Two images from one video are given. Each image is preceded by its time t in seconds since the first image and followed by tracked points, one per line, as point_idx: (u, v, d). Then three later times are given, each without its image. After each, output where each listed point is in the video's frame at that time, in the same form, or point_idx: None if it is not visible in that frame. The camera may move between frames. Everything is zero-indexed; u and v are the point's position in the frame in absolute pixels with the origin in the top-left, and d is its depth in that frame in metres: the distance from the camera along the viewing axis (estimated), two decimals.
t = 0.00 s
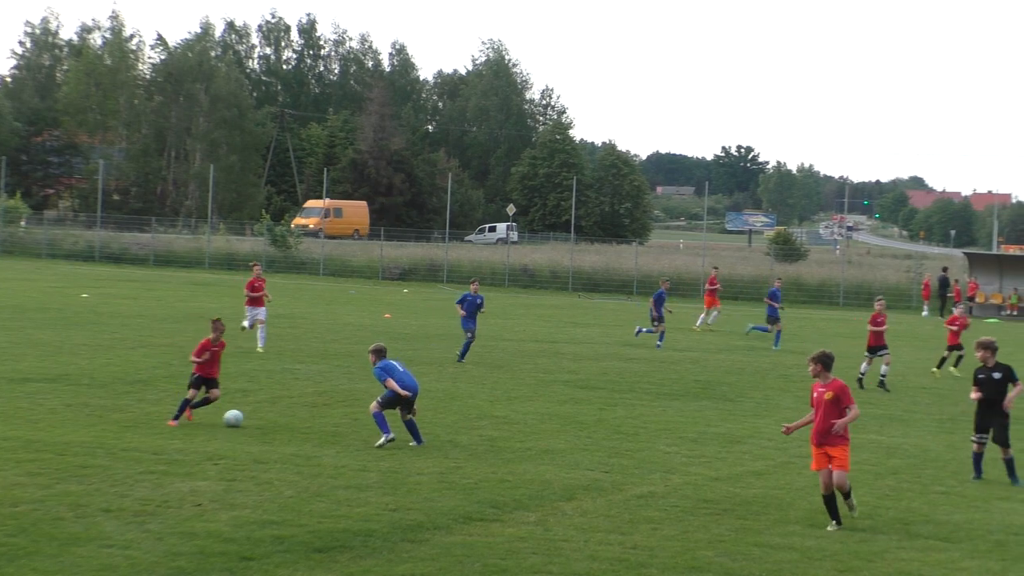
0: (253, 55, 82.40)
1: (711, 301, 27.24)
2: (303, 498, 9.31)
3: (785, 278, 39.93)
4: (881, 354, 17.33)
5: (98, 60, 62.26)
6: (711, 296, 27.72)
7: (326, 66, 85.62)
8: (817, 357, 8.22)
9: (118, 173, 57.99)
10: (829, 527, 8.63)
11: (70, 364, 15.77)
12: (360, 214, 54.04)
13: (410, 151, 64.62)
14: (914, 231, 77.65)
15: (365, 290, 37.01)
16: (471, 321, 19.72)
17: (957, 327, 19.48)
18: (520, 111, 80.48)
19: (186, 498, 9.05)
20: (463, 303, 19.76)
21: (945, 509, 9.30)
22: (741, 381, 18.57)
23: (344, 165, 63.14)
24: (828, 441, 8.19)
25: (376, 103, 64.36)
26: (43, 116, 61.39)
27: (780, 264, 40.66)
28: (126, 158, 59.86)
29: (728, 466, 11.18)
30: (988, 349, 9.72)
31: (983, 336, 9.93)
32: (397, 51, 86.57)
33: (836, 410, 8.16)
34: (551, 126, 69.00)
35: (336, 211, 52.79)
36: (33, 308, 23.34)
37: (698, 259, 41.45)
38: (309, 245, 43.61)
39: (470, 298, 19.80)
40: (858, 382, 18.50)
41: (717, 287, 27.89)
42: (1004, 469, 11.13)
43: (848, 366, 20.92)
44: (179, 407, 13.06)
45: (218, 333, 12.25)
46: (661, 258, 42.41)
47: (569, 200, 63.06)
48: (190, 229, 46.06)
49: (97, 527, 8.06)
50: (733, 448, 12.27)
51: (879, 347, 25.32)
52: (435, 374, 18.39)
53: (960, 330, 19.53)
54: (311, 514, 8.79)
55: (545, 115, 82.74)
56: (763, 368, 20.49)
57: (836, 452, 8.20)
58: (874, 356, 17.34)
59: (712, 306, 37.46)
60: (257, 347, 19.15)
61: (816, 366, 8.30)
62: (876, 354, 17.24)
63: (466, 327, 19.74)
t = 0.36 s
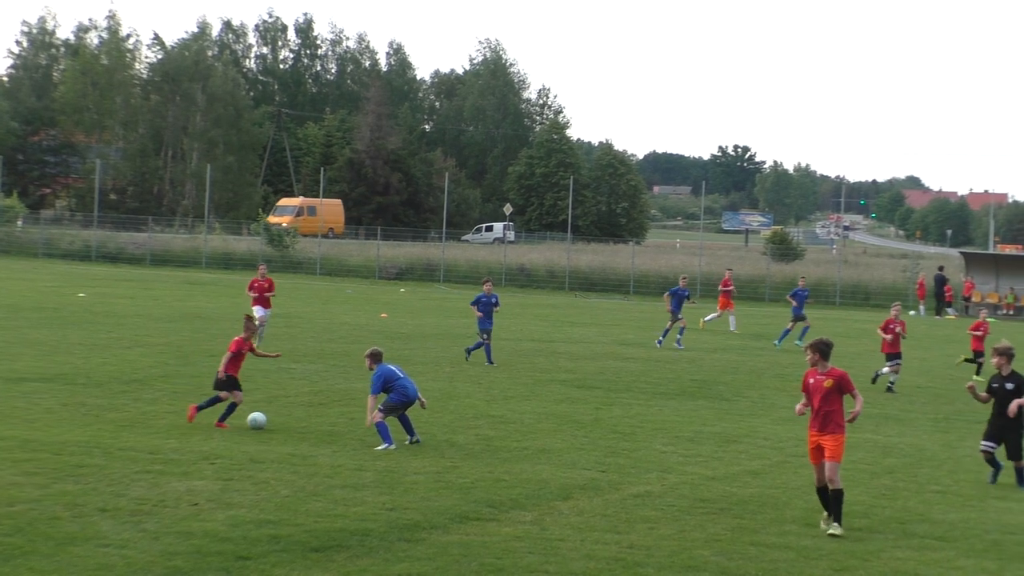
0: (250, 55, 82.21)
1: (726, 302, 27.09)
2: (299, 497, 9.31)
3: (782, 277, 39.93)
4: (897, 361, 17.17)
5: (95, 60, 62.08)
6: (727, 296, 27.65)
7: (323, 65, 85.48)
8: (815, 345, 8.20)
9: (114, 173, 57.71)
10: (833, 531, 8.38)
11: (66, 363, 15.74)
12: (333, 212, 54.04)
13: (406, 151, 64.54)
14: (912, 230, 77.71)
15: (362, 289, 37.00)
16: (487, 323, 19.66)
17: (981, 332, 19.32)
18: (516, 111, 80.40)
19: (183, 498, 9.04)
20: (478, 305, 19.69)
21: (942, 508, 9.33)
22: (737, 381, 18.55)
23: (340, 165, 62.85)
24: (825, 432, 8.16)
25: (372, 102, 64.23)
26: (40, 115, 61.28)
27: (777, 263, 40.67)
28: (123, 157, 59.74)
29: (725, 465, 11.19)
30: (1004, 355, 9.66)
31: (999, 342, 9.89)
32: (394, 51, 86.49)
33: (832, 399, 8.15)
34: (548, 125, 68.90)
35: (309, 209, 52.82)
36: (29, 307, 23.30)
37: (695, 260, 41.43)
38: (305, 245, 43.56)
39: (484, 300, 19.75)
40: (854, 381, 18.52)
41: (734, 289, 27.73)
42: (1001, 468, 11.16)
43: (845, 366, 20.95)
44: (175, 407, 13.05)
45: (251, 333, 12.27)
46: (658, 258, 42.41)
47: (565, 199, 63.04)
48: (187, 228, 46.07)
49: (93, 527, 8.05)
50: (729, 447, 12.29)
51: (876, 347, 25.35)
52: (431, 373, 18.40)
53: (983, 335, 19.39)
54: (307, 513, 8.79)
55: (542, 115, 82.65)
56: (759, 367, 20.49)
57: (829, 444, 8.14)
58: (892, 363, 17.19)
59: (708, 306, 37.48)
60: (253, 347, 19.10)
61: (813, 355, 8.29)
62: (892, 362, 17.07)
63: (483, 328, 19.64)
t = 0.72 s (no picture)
0: (235, 54, 82.30)
1: (729, 298, 26.96)
2: (283, 496, 9.33)
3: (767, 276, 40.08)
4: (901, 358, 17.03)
5: (81, 59, 61.40)
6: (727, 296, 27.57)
7: (308, 64, 85.23)
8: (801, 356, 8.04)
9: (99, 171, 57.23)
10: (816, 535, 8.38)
11: (51, 362, 15.68)
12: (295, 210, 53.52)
13: (391, 150, 64.48)
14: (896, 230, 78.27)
15: (347, 288, 36.98)
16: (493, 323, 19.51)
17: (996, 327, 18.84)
18: (502, 109, 80.48)
19: (168, 496, 9.05)
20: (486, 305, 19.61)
21: (926, 507, 9.41)
22: (722, 380, 18.63)
23: (326, 163, 62.65)
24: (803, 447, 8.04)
25: (358, 101, 64.11)
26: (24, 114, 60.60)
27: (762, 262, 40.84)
28: (108, 156, 59.32)
29: (710, 464, 11.27)
30: (993, 354, 9.59)
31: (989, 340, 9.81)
32: (379, 50, 86.36)
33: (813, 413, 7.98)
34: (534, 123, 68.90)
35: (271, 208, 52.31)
36: (13, 306, 23.16)
37: (680, 258, 41.56)
38: (290, 244, 43.47)
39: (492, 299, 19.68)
40: (839, 381, 18.62)
41: (735, 287, 27.68)
42: (983, 466, 11.28)
43: (829, 365, 21.07)
44: (161, 406, 13.04)
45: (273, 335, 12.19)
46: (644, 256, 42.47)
47: (551, 198, 63.17)
48: (172, 227, 45.90)
49: (78, 526, 8.04)
50: (714, 446, 12.37)
51: (859, 345, 25.55)
52: (417, 372, 18.43)
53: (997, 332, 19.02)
54: (292, 512, 8.80)
55: (527, 114, 82.69)
56: (744, 367, 20.59)
57: (807, 457, 8.02)
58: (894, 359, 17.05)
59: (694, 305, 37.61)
60: (237, 346, 19.03)
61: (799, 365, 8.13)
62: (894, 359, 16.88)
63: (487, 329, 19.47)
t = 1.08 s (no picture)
0: (221, 53, 82.14)
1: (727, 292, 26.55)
2: (269, 496, 9.34)
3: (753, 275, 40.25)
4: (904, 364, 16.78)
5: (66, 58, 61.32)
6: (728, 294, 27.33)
7: (294, 63, 84.92)
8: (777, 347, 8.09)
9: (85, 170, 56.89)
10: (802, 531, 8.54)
11: (35, 362, 15.63)
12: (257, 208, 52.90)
13: (377, 149, 64.44)
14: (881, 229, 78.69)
15: (333, 288, 36.89)
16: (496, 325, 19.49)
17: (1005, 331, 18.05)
18: (488, 109, 80.48)
19: (153, 496, 9.05)
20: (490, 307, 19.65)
21: (911, 505, 9.50)
22: (707, 379, 18.72)
23: (312, 163, 62.51)
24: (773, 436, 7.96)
25: (344, 100, 63.99)
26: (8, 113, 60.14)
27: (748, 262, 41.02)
28: (94, 155, 59.03)
29: (695, 463, 11.34)
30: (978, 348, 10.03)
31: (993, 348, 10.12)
32: (366, 49, 86.21)
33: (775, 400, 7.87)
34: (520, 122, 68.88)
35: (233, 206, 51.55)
36: None
37: (666, 257, 41.56)
38: (276, 243, 43.43)
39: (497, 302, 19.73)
40: (823, 379, 18.76)
41: (734, 286, 27.35)
42: (967, 465, 11.40)
43: (814, 364, 21.18)
44: (146, 405, 13.01)
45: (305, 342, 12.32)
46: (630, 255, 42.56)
47: (537, 197, 63.23)
48: (158, 226, 45.80)
49: (63, 525, 8.03)
50: (700, 445, 12.44)
51: (843, 344, 25.70)
52: (402, 372, 18.43)
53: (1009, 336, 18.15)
54: (278, 512, 8.82)
55: (514, 113, 82.65)
56: (729, 366, 20.69)
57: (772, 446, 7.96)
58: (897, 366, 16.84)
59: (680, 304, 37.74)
60: (222, 346, 19.00)
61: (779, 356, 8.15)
62: (897, 365, 16.66)
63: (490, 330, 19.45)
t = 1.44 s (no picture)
0: (191, 51, 81.81)
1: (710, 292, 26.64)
2: (238, 493, 9.37)
3: (722, 273, 40.56)
4: (887, 358, 16.79)
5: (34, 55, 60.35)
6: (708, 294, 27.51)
7: (265, 61, 84.34)
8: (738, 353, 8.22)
9: (53, 167, 56.16)
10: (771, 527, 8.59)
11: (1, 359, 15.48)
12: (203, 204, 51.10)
13: (347, 146, 64.31)
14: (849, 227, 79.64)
15: (303, 285, 36.66)
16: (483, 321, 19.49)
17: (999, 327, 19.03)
18: (458, 107, 80.48)
19: (120, 494, 9.04)
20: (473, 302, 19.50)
21: (877, 503, 9.70)
22: (675, 377, 18.92)
23: (282, 160, 62.22)
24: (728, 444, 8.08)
25: (314, 97, 63.82)
26: None
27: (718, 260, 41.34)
28: (62, 152, 58.32)
29: (663, 460, 11.50)
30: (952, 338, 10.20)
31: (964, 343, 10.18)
32: (337, 46, 85.85)
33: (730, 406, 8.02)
34: (490, 120, 68.90)
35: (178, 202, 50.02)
36: None
37: (636, 255, 41.80)
38: (245, 241, 43.17)
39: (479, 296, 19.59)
40: (789, 377, 19.03)
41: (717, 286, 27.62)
42: (932, 461, 11.63)
43: (780, 363, 21.47)
44: (113, 403, 12.96)
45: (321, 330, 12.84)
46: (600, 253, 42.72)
47: (507, 195, 63.34)
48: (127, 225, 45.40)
49: (29, 524, 8.02)
50: (667, 442, 12.61)
51: (810, 341, 26.05)
52: (371, 369, 18.46)
53: (1001, 331, 19.15)
54: (246, 509, 8.86)
55: (484, 111, 82.66)
56: (697, 363, 20.93)
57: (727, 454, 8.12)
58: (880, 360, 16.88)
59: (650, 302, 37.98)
60: (190, 343, 18.95)
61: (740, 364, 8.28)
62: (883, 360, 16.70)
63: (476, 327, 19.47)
